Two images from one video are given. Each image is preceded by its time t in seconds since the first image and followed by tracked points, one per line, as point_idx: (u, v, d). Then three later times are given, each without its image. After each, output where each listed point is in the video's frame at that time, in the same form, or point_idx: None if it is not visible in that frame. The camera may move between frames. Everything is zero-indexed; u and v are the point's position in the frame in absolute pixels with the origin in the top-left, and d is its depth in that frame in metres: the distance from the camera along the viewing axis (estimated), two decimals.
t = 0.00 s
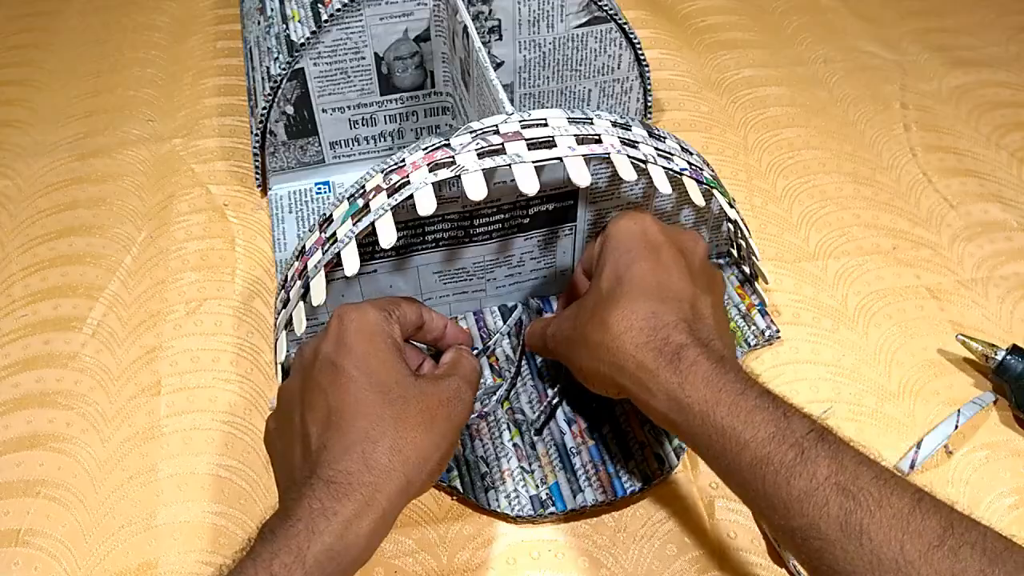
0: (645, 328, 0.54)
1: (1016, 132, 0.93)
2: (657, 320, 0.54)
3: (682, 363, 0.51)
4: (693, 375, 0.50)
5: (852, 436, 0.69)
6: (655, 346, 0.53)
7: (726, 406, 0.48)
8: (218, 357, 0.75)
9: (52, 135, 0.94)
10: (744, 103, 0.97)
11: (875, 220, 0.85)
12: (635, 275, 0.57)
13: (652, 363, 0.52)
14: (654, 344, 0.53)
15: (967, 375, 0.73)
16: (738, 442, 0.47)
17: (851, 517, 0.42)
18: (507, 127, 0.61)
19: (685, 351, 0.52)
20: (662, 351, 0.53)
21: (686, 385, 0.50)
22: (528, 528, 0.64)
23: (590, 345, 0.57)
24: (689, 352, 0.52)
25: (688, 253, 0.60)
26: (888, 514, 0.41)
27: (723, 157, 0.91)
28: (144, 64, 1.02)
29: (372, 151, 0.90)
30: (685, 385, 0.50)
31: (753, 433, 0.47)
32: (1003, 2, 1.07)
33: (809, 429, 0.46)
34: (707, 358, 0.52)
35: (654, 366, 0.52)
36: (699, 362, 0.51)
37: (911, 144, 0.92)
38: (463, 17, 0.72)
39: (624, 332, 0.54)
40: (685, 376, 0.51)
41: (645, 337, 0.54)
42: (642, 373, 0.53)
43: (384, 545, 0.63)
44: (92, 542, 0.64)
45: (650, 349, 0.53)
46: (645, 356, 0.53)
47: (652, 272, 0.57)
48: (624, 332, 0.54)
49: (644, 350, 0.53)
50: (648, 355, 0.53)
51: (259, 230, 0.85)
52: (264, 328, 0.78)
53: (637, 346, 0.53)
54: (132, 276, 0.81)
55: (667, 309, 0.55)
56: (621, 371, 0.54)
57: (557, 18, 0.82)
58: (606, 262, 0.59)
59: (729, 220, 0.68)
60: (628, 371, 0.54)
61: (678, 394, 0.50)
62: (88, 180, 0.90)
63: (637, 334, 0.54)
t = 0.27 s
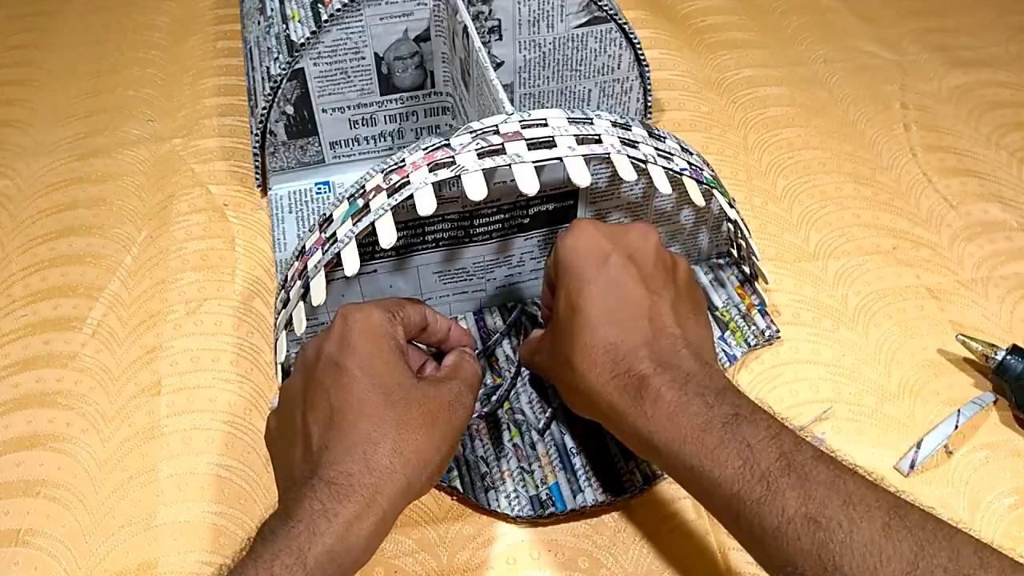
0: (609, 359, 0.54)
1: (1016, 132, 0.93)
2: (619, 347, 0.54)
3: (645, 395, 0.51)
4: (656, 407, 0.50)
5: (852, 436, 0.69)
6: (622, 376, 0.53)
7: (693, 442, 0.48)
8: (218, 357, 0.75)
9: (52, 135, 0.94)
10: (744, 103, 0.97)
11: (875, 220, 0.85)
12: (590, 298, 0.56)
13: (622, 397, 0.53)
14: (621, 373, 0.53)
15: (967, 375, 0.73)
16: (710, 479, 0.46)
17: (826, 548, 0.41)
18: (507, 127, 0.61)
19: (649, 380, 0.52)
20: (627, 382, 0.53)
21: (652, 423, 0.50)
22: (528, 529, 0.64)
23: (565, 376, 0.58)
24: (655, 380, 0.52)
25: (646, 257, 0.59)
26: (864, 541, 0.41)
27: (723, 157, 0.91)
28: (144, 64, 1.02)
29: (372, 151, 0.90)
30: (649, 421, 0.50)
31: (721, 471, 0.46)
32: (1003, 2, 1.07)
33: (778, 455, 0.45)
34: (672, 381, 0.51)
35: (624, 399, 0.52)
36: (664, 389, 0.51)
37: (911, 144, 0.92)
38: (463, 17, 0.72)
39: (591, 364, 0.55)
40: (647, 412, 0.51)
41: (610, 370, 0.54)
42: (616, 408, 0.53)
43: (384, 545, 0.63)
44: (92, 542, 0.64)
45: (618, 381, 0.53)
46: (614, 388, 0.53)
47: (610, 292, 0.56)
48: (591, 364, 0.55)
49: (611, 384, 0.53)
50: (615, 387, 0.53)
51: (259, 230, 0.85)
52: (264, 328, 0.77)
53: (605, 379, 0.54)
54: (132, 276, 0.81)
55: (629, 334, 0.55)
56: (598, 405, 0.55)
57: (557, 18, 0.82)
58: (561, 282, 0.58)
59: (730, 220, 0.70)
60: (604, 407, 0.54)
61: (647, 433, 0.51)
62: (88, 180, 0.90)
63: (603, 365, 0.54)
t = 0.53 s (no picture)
0: (680, 413, 0.52)
1: (1016, 132, 0.93)
2: (688, 401, 0.52)
3: (731, 451, 0.50)
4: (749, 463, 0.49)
5: (853, 436, 0.69)
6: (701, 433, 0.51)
7: (786, 494, 0.47)
8: (218, 357, 0.75)
9: (52, 135, 0.94)
10: (744, 103, 0.97)
11: (875, 220, 0.85)
12: (643, 350, 0.54)
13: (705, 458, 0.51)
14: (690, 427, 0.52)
15: (967, 375, 0.73)
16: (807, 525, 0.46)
17: None
18: (507, 127, 0.61)
19: (731, 433, 0.50)
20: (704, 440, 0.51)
21: (742, 477, 0.49)
22: (528, 528, 0.64)
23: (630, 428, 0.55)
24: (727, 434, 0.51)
25: (680, 299, 0.58)
26: None
27: (723, 157, 0.91)
28: (144, 64, 1.02)
29: (372, 151, 0.90)
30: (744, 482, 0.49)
31: (818, 525, 0.46)
32: (1003, 2, 1.07)
33: (823, 460, 0.48)
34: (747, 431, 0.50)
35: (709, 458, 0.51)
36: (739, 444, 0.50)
37: (911, 144, 0.92)
38: (463, 17, 0.72)
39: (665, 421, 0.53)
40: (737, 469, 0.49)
41: (686, 423, 0.52)
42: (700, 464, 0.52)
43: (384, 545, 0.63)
44: (92, 542, 0.64)
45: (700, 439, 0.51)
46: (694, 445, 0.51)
47: (665, 341, 0.55)
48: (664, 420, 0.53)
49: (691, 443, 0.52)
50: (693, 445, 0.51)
51: (259, 230, 0.85)
52: (264, 328, 0.77)
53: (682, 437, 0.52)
54: (132, 276, 0.81)
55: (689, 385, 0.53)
56: (676, 459, 0.53)
57: (557, 18, 0.82)
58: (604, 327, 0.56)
59: (729, 220, 0.70)
60: (683, 460, 0.52)
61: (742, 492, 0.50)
62: (88, 180, 0.90)
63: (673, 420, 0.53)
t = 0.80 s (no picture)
0: (693, 404, 0.53)
1: (1016, 132, 0.93)
2: (702, 391, 0.54)
3: (739, 443, 0.51)
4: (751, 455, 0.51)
5: (853, 436, 0.69)
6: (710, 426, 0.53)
7: (787, 479, 0.49)
8: (218, 357, 0.75)
9: (52, 135, 0.94)
10: (744, 103, 0.97)
11: (875, 220, 0.85)
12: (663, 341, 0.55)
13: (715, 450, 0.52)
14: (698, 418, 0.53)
15: (967, 375, 0.73)
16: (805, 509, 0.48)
17: None
18: (507, 127, 0.61)
19: (740, 424, 0.52)
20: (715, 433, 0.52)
21: (747, 466, 0.51)
22: (528, 528, 0.64)
23: (632, 417, 0.56)
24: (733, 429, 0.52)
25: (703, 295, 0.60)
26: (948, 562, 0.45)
27: (723, 158, 0.91)
28: (144, 64, 1.02)
29: (372, 151, 0.90)
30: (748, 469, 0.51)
31: (816, 511, 0.48)
32: (1003, 2, 1.07)
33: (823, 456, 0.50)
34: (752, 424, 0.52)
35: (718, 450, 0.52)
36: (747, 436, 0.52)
37: (911, 144, 0.92)
38: (463, 17, 0.72)
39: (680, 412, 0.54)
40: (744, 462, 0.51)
41: (699, 416, 0.53)
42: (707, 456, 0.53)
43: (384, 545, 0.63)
44: (92, 543, 0.64)
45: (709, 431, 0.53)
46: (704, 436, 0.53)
47: (682, 335, 0.56)
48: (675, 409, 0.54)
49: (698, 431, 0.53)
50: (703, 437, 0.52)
51: (259, 230, 0.85)
52: (263, 328, 0.77)
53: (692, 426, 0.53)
54: (132, 276, 0.81)
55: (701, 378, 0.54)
56: (681, 449, 0.54)
57: (557, 18, 0.82)
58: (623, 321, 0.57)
59: (729, 220, 0.70)
60: (690, 451, 0.53)
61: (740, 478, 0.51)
62: (88, 180, 0.90)
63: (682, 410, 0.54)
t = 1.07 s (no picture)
0: (624, 382, 0.59)
1: (1016, 132, 0.93)
2: (636, 371, 0.59)
3: (662, 416, 0.57)
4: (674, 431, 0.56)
5: (852, 436, 0.69)
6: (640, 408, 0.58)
7: (702, 448, 0.54)
8: (217, 357, 0.75)
9: (52, 135, 0.94)
10: (744, 103, 0.97)
11: (874, 220, 0.85)
12: (606, 321, 0.60)
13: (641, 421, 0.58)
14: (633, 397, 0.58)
15: (967, 375, 0.73)
16: (733, 488, 0.52)
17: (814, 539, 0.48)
18: (507, 127, 0.61)
19: (665, 400, 0.57)
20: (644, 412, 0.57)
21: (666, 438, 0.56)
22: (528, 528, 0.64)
23: (580, 395, 0.62)
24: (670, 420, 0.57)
25: (646, 274, 0.63)
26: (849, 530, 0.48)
27: (723, 158, 0.91)
28: (144, 64, 1.02)
29: (372, 151, 0.90)
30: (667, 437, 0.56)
31: (729, 474, 0.53)
32: (1003, 2, 1.07)
33: (777, 459, 0.52)
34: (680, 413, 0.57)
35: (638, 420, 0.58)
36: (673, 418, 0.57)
37: (911, 144, 0.92)
38: (463, 17, 0.72)
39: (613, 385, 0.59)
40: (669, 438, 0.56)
41: (629, 392, 0.59)
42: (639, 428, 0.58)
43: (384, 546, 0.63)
44: (92, 543, 0.64)
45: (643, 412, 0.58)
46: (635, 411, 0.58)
47: (619, 321, 0.61)
48: (607, 385, 0.59)
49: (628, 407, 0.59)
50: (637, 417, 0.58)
51: (259, 230, 0.85)
52: (263, 328, 0.77)
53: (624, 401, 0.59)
54: (132, 276, 0.81)
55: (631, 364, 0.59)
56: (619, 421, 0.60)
57: (557, 18, 0.82)
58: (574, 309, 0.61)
59: (730, 220, 0.70)
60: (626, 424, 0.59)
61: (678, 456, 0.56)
62: (88, 180, 0.90)
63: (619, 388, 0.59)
